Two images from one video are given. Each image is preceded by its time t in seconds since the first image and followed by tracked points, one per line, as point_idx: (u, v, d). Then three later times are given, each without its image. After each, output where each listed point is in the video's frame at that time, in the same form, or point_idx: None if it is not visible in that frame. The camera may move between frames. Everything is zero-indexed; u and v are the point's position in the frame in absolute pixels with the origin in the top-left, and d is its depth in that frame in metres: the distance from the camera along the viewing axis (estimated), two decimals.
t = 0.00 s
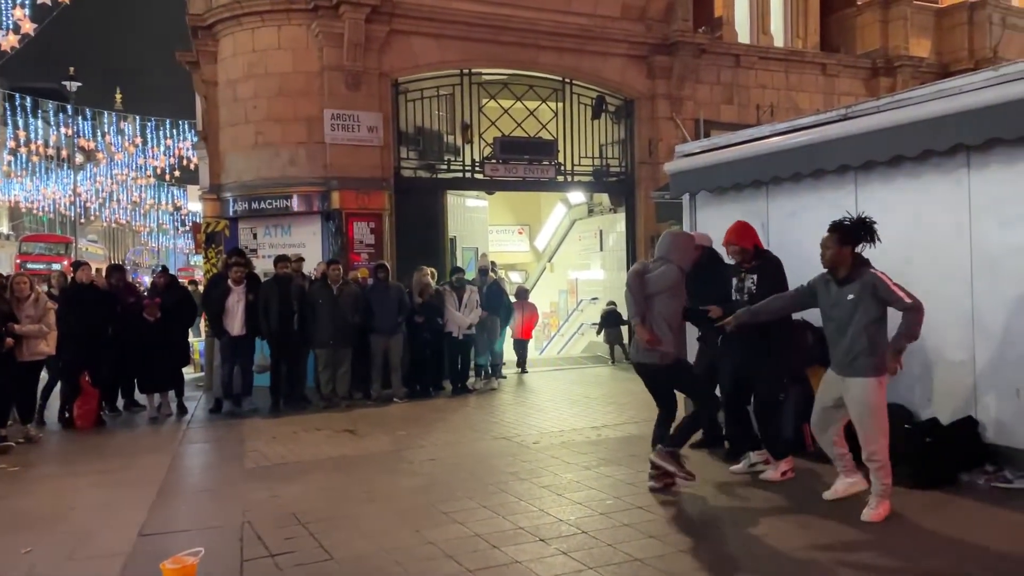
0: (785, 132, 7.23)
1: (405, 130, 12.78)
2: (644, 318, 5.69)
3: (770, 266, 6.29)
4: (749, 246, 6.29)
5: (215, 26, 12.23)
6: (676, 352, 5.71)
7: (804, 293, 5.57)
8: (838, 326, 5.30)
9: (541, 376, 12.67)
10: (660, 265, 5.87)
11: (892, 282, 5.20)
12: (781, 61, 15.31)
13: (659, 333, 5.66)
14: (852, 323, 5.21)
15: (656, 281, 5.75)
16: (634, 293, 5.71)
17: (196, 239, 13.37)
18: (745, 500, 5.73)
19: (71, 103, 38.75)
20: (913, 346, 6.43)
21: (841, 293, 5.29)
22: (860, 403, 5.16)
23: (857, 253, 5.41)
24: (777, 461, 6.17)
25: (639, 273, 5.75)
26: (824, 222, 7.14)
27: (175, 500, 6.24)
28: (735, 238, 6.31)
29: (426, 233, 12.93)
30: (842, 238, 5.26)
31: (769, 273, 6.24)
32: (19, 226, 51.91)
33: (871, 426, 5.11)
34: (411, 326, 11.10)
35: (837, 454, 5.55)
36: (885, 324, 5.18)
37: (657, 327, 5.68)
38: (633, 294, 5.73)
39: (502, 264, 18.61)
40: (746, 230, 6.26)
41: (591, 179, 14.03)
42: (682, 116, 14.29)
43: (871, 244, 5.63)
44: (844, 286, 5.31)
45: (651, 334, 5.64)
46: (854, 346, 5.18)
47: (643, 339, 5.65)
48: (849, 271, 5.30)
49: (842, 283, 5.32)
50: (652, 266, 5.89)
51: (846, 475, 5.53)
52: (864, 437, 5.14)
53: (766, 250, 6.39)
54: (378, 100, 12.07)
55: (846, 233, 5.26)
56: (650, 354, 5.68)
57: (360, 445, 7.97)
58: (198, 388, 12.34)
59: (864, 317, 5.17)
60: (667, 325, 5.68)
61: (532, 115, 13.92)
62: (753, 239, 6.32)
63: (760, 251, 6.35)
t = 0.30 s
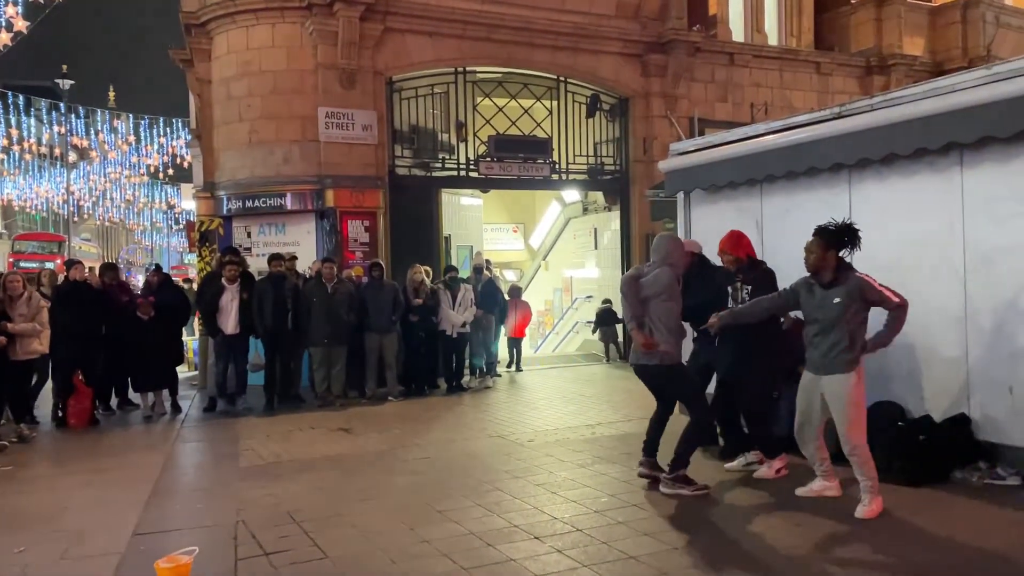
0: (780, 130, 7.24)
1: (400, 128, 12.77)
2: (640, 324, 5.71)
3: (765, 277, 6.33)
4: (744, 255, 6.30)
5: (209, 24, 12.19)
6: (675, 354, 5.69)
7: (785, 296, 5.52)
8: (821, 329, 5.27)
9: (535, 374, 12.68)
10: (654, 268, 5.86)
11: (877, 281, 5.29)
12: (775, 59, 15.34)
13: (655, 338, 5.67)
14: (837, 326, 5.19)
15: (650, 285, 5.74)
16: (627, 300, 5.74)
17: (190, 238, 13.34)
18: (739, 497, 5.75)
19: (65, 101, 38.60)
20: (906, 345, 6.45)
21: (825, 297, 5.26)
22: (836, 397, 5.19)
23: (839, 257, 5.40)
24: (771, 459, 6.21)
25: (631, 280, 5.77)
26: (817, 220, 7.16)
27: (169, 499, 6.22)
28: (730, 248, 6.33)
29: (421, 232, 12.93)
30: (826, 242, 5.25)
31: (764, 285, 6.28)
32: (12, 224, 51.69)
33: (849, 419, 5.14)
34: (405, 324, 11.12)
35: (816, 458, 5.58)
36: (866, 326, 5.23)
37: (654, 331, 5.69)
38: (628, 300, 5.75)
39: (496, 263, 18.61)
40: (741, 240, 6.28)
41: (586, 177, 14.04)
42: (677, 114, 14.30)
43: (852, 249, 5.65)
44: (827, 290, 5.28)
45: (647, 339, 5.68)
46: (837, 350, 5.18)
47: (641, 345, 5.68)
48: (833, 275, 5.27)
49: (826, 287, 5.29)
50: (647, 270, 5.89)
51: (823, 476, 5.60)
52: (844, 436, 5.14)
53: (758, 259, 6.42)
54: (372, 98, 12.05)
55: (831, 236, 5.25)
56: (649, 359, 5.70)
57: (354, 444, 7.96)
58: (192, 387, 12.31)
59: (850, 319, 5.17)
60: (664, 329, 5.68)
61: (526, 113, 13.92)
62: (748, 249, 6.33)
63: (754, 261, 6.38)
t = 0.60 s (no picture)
0: (775, 128, 7.20)
1: (396, 126, 12.78)
2: (639, 320, 5.71)
3: (757, 262, 6.36)
4: (735, 244, 6.30)
5: (205, 22, 12.16)
6: (672, 351, 5.72)
7: (781, 288, 5.56)
8: (814, 320, 5.30)
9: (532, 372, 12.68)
10: (653, 264, 5.86)
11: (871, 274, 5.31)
12: (771, 57, 15.37)
13: (654, 335, 5.68)
14: (830, 316, 5.21)
15: (650, 282, 5.74)
16: (627, 295, 5.72)
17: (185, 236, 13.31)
18: (735, 494, 5.77)
19: (59, 98, 38.49)
20: (901, 342, 6.48)
21: (820, 288, 5.29)
22: (836, 390, 5.18)
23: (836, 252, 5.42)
24: (767, 455, 6.20)
25: (631, 276, 5.75)
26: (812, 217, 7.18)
27: (164, 498, 6.22)
28: (719, 238, 6.29)
29: (417, 230, 12.92)
30: (826, 232, 5.27)
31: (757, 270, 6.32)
32: (6, 223, 51.51)
33: (851, 414, 5.14)
34: (401, 323, 11.14)
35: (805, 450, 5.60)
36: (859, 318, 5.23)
37: (652, 328, 5.70)
38: (627, 296, 5.73)
39: (492, 260, 18.62)
40: (731, 229, 6.25)
41: (582, 175, 14.04)
42: (673, 112, 14.32)
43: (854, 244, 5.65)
44: (822, 282, 5.31)
45: (645, 336, 5.67)
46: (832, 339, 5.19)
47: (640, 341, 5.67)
48: (829, 266, 5.30)
49: (821, 279, 5.32)
50: (645, 266, 5.88)
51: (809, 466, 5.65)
52: (848, 429, 5.12)
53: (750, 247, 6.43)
54: (368, 96, 12.05)
55: (829, 228, 5.27)
56: (647, 355, 5.71)
57: (350, 442, 7.97)
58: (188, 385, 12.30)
59: (843, 309, 5.19)
60: (662, 326, 5.69)
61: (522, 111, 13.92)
62: (738, 236, 6.33)
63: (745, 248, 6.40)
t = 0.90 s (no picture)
0: (772, 125, 7.21)
1: (393, 124, 12.77)
2: (640, 324, 5.69)
3: (756, 268, 6.36)
4: (735, 249, 6.36)
5: (202, 20, 12.15)
6: (673, 354, 5.73)
7: (775, 290, 5.57)
8: (807, 326, 5.31)
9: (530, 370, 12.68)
10: (653, 267, 5.83)
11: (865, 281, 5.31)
12: (769, 55, 15.37)
13: (656, 338, 5.67)
14: (822, 323, 5.23)
15: (652, 285, 5.71)
16: (629, 298, 5.68)
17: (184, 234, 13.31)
18: (733, 492, 5.76)
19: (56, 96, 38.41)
20: (899, 340, 6.48)
21: (814, 294, 5.30)
22: (825, 392, 5.22)
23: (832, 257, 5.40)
24: (765, 453, 6.21)
25: (633, 279, 5.72)
26: (811, 215, 7.17)
27: (163, 496, 6.21)
28: (720, 242, 6.38)
29: (415, 228, 12.92)
30: (822, 240, 5.24)
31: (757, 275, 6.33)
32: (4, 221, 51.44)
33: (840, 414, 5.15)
34: (399, 321, 11.14)
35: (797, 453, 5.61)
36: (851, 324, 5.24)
37: (654, 332, 5.68)
38: (629, 300, 5.70)
39: (491, 258, 18.63)
40: (731, 233, 6.34)
41: (580, 173, 14.03)
42: (671, 109, 14.31)
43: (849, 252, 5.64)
44: (816, 287, 5.31)
45: (648, 339, 5.65)
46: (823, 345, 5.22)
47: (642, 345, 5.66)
48: (824, 272, 5.28)
49: (816, 284, 5.32)
50: (645, 269, 5.85)
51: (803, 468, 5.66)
52: (835, 430, 5.15)
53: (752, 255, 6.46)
54: (366, 94, 12.04)
55: (826, 235, 5.24)
56: (648, 358, 5.69)
57: (349, 440, 7.96)
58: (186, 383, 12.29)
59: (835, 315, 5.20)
60: (664, 329, 5.68)
61: (521, 109, 13.91)
62: (739, 242, 6.38)
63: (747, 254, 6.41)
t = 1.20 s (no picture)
0: (773, 123, 7.22)
1: (393, 122, 12.76)
2: (643, 315, 5.70)
3: (756, 263, 6.34)
4: (733, 244, 6.31)
5: (202, 18, 12.14)
6: (675, 344, 5.75)
7: (780, 284, 5.58)
8: (816, 317, 5.30)
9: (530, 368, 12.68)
10: (653, 258, 5.85)
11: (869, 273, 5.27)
12: (769, 52, 15.36)
13: (659, 328, 5.68)
14: (829, 313, 5.21)
15: (653, 275, 5.73)
16: (632, 289, 5.69)
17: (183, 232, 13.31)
18: (733, 490, 5.76)
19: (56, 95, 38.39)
20: (902, 338, 6.46)
21: (819, 284, 5.30)
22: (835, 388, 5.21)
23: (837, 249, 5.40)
24: (765, 450, 6.20)
25: (635, 269, 5.73)
26: (811, 213, 7.16)
27: (164, 494, 6.22)
28: (718, 238, 6.31)
29: (416, 227, 12.92)
30: (827, 231, 5.26)
31: (757, 270, 6.31)
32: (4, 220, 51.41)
33: (849, 415, 5.16)
34: (399, 320, 11.13)
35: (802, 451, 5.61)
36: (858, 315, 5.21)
37: (657, 321, 5.69)
38: (632, 290, 5.70)
39: (491, 256, 18.64)
40: (728, 229, 6.28)
41: (580, 171, 14.02)
42: (671, 107, 14.30)
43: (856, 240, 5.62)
44: (822, 278, 5.31)
45: (651, 330, 5.65)
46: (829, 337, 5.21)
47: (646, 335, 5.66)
48: (828, 262, 5.29)
49: (820, 274, 5.32)
50: (645, 260, 5.87)
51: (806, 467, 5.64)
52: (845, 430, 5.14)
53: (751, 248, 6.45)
54: (366, 92, 12.04)
55: (829, 225, 5.26)
56: (652, 349, 5.69)
57: (349, 438, 7.95)
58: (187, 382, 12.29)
59: (842, 305, 5.18)
60: (666, 319, 5.70)
61: (521, 107, 13.89)
62: (736, 237, 6.34)
63: (746, 249, 6.39)
